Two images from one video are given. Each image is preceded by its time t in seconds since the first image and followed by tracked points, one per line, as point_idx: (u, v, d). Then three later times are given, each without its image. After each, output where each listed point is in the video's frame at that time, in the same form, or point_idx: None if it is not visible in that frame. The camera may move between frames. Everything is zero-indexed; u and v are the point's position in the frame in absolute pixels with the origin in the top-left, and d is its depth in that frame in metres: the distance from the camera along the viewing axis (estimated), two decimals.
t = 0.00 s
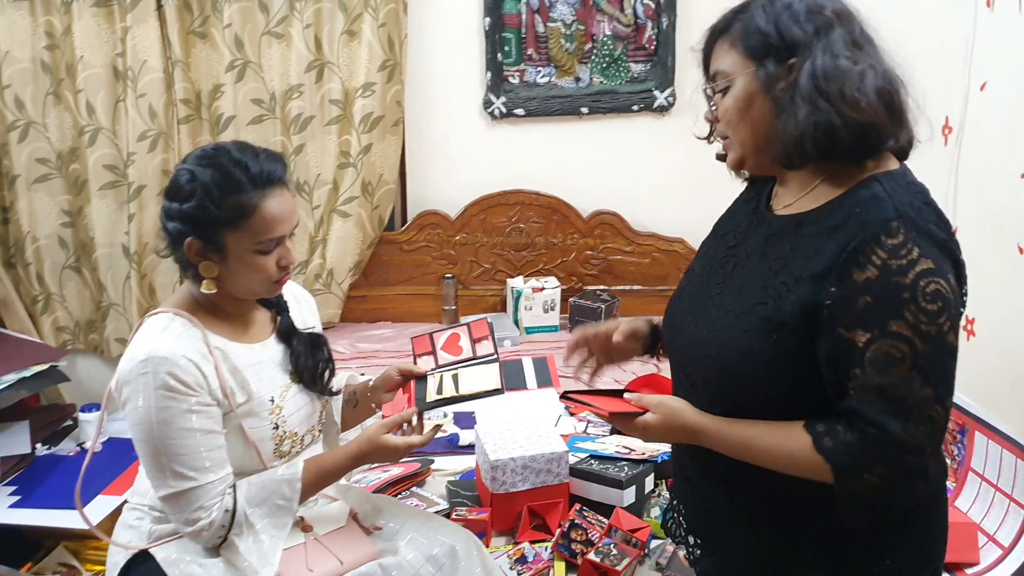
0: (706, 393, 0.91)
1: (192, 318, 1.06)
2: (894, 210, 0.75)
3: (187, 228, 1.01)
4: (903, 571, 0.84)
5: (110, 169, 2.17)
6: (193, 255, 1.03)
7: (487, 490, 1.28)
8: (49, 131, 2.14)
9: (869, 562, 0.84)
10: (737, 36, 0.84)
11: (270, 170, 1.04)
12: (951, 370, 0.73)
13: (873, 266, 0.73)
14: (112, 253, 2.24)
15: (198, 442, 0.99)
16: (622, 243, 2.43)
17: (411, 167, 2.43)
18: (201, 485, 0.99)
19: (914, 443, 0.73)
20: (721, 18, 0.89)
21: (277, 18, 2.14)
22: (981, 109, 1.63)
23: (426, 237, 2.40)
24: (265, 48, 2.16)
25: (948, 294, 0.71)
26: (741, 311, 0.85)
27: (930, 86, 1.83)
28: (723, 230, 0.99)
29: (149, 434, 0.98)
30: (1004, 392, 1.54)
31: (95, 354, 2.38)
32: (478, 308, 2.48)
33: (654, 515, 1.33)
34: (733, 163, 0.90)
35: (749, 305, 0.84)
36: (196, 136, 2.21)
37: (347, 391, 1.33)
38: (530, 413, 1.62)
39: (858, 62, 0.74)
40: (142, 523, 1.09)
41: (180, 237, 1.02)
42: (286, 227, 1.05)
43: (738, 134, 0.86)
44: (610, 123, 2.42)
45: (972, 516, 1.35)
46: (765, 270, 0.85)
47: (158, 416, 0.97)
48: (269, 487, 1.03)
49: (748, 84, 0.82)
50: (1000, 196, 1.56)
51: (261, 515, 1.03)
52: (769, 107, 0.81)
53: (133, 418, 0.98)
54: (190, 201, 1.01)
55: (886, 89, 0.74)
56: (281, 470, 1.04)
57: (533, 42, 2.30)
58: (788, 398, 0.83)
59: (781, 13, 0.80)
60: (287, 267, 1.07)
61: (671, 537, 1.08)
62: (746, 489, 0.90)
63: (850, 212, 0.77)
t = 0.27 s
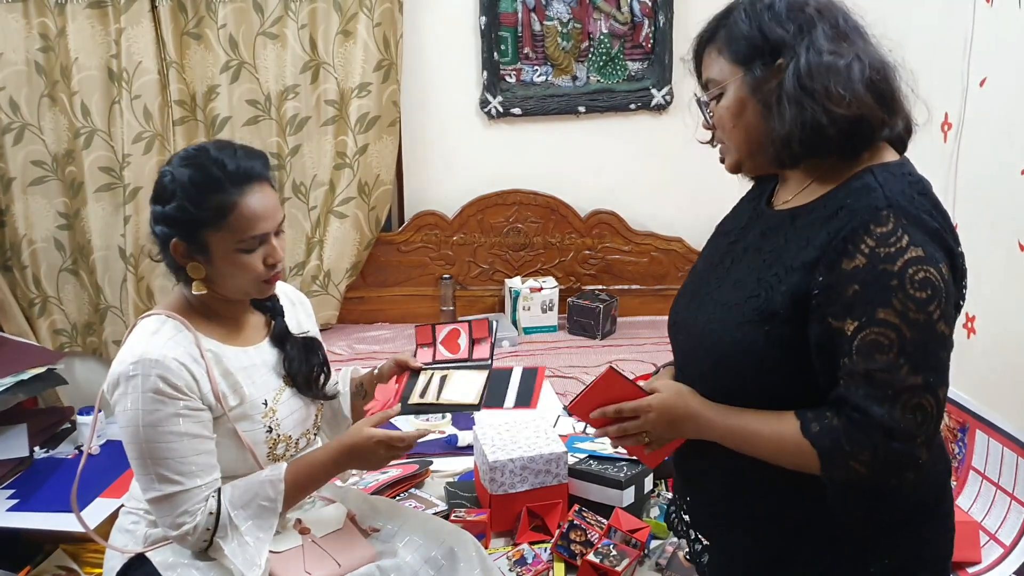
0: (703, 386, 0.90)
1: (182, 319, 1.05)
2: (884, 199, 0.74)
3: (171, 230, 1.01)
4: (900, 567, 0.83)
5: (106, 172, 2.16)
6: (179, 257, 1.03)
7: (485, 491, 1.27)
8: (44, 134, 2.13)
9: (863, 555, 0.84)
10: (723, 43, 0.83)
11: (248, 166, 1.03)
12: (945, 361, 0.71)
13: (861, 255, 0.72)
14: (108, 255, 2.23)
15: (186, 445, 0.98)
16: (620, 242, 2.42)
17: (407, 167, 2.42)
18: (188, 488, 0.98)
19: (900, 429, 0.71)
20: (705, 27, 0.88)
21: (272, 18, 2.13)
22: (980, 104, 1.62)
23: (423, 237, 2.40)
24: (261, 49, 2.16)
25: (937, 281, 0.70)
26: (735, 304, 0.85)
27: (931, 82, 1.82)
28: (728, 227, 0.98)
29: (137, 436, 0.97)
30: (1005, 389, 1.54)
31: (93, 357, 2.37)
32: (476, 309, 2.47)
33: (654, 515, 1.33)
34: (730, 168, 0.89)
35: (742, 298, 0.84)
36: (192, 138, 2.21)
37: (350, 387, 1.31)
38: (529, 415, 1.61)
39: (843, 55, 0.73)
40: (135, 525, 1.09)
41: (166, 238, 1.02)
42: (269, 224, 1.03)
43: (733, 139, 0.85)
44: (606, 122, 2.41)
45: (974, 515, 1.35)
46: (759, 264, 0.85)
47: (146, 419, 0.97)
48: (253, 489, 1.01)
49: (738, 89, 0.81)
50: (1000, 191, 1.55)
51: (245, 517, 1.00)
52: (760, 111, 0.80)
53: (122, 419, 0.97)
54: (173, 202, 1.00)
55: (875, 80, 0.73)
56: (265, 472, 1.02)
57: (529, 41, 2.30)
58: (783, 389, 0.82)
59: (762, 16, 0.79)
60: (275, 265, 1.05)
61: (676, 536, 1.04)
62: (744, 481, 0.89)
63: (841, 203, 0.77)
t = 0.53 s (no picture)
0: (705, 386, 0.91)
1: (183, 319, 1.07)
2: (886, 197, 0.74)
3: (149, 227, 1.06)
4: (902, 564, 0.83)
5: (106, 175, 2.17)
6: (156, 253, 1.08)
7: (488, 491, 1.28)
8: (45, 138, 2.14)
9: (864, 552, 0.84)
10: (718, 47, 0.84)
11: (217, 160, 1.04)
12: (945, 357, 0.71)
13: (863, 253, 0.73)
14: (109, 259, 2.23)
15: (186, 449, 0.99)
16: (619, 242, 2.43)
17: (407, 168, 2.43)
18: (187, 491, 0.99)
19: (897, 425, 0.71)
20: (699, 32, 0.89)
21: (271, 21, 2.14)
22: (979, 102, 1.63)
23: (423, 238, 2.40)
24: (260, 51, 2.16)
25: (938, 278, 0.70)
26: (738, 303, 0.85)
27: (930, 81, 1.82)
28: (729, 229, 0.98)
29: (138, 438, 0.98)
30: (1006, 386, 1.54)
31: (95, 360, 2.38)
32: (477, 310, 2.48)
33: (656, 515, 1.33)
34: (732, 169, 0.90)
35: (745, 297, 0.85)
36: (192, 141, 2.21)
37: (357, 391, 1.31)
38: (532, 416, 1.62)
39: (836, 55, 0.74)
40: (141, 524, 1.11)
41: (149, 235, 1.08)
42: (226, 220, 1.03)
43: (732, 142, 0.85)
44: (605, 121, 2.41)
45: (977, 513, 1.36)
46: (761, 263, 0.85)
47: (148, 422, 0.97)
48: (248, 496, 1.01)
49: (734, 93, 0.82)
50: (1000, 190, 1.55)
51: (240, 524, 1.00)
52: (756, 114, 0.81)
53: (125, 421, 0.98)
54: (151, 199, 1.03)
55: (869, 78, 0.74)
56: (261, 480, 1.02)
57: (528, 42, 2.30)
58: (783, 387, 0.83)
59: (756, 18, 0.79)
60: (228, 265, 1.03)
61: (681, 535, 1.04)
62: (744, 478, 0.90)
63: (843, 202, 0.77)
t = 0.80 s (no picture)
0: (713, 386, 0.91)
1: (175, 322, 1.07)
2: (897, 197, 0.74)
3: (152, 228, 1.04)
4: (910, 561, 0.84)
5: (104, 178, 2.16)
6: (161, 255, 1.05)
7: (488, 491, 1.28)
8: (43, 141, 2.14)
9: (874, 550, 0.84)
10: (728, 41, 0.84)
11: (229, 167, 1.03)
12: (959, 357, 0.72)
13: (878, 253, 0.73)
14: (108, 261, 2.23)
15: (174, 452, 0.99)
16: (618, 242, 2.43)
17: (406, 168, 2.43)
18: (176, 494, 1.00)
19: (913, 429, 0.72)
20: (707, 26, 0.89)
21: (268, 23, 2.14)
22: (977, 99, 1.63)
23: (422, 239, 2.40)
24: (257, 53, 2.16)
25: (953, 278, 0.71)
26: (746, 302, 0.85)
27: (927, 78, 1.83)
28: (728, 228, 0.98)
29: (128, 441, 0.99)
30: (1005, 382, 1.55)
31: (95, 363, 2.38)
32: (475, 310, 2.49)
33: (656, 514, 1.33)
34: (737, 163, 0.90)
35: (754, 297, 0.84)
36: (190, 143, 2.21)
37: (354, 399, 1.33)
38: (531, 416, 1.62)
39: (850, 50, 0.74)
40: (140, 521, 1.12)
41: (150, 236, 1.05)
42: (246, 225, 1.03)
43: (740, 136, 0.86)
44: (604, 121, 2.42)
45: (976, 510, 1.35)
46: (770, 263, 0.85)
47: (136, 424, 0.98)
48: (238, 504, 1.01)
49: (743, 86, 0.82)
50: (998, 186, 1.56)
51: (229, 532, 1.00)
52: (766, 108, 0.81)
53: (116, 424, 0.99)
54: (156, 200, 1.02)
55: (882, 76, 0.74)
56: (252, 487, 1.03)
57: (525, 42, 2.30)
58: (790, 385, 0.83)
59: (768, 12, 0.80)
60: (248, 267, 1.04)
61: (676, 531, 1.05)
62: (747, 477, 0.90)
63: (854, 201, 0.77)
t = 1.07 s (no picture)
0: (712, 390, 0.89)
1: (162, 327, 1.05)
2: (898, 195, 0.73)
3: (161, 225, 1.00)
4: (917, 563, 0.83)
5: (95, 179, 2.15)
6: (167, 254, 1.01)
7: (483, 491, 1.26)
8: (32, 142, 2.12)
9: (881, 554, 0.83)
10: (722, 37, 0.83)
11: (241, 165, 1.04)
12: (964, 355, 0.72)
13: (881, 253, 0.72)
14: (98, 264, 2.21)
15: (168, 461, 0.97)
16: (612, 240, 2.42)
17: (399, 169, 2.41)
18: (172, 504, 0.97)
19: (926, 429, 0.71)
20: (700, 22, 0.88)
21: (259, 22, 2.13)
22: (970, 95, 1.63)
23: (416, 239, 2.39)
24: (248, 53, 2.15)
25: (957, 277, 0.70)
26: (747, 304, 0.83)
27: (920, 74, 1.83)
28: (722, 226, 0.97)
29: (119, 452, 0.96)
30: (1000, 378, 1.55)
31: (87, 367, 2.35)
32: (467, 310, 2.47)
33: (651, 514, 1.32)
34: (731, 160, 0.89)
35: (755, 298, 0.83)
36: (181, 144, 2.19)
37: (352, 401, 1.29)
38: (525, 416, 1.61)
39: (849, 46, 0.73)
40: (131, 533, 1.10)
41: (154, 235, 1.00)
42: (261, 220, 1.03)
43: (736, 133, 0.84)
44: (598, 120, 2.41)
45: (971, 506, 1.34)
46: (768, 263, 0.84)
47: (128, 435, 0.95)
48: (240, 508, 1.01)
49: (740, 82, 0.81)
50: (991, 181, 1.55)
51: (230, 536, 1.00)
52: (763, 104, 0.80)
53: (105, 436, 0.96)
54: (163, 195, 0.99)
55: (880, 71, 0.73)
56: (252, 488, 1.02)
57: (518, 40, 2.29)
58: (791, 387, 0.82)
59: (764, 7, 0.79)
60: (264, 263, 1.05)
61: (671, 532, 1.06)
62: (747, 477, 0.89)
63: (855, 201, 0.76)
